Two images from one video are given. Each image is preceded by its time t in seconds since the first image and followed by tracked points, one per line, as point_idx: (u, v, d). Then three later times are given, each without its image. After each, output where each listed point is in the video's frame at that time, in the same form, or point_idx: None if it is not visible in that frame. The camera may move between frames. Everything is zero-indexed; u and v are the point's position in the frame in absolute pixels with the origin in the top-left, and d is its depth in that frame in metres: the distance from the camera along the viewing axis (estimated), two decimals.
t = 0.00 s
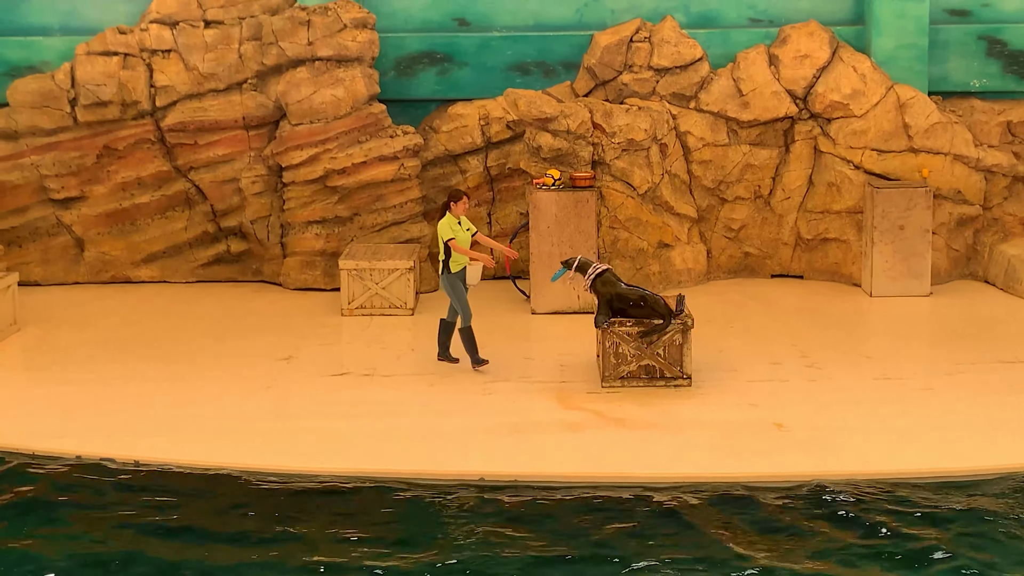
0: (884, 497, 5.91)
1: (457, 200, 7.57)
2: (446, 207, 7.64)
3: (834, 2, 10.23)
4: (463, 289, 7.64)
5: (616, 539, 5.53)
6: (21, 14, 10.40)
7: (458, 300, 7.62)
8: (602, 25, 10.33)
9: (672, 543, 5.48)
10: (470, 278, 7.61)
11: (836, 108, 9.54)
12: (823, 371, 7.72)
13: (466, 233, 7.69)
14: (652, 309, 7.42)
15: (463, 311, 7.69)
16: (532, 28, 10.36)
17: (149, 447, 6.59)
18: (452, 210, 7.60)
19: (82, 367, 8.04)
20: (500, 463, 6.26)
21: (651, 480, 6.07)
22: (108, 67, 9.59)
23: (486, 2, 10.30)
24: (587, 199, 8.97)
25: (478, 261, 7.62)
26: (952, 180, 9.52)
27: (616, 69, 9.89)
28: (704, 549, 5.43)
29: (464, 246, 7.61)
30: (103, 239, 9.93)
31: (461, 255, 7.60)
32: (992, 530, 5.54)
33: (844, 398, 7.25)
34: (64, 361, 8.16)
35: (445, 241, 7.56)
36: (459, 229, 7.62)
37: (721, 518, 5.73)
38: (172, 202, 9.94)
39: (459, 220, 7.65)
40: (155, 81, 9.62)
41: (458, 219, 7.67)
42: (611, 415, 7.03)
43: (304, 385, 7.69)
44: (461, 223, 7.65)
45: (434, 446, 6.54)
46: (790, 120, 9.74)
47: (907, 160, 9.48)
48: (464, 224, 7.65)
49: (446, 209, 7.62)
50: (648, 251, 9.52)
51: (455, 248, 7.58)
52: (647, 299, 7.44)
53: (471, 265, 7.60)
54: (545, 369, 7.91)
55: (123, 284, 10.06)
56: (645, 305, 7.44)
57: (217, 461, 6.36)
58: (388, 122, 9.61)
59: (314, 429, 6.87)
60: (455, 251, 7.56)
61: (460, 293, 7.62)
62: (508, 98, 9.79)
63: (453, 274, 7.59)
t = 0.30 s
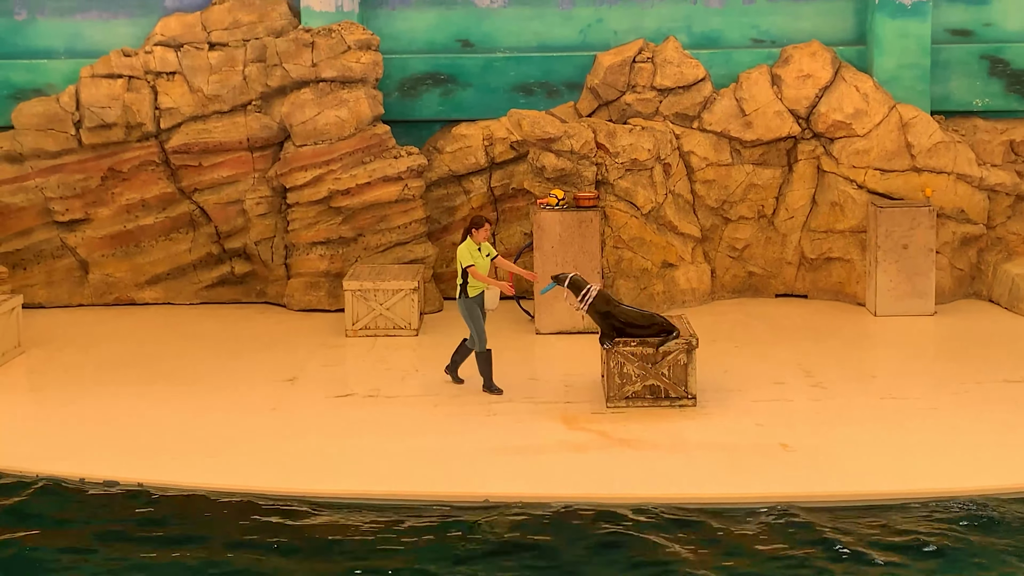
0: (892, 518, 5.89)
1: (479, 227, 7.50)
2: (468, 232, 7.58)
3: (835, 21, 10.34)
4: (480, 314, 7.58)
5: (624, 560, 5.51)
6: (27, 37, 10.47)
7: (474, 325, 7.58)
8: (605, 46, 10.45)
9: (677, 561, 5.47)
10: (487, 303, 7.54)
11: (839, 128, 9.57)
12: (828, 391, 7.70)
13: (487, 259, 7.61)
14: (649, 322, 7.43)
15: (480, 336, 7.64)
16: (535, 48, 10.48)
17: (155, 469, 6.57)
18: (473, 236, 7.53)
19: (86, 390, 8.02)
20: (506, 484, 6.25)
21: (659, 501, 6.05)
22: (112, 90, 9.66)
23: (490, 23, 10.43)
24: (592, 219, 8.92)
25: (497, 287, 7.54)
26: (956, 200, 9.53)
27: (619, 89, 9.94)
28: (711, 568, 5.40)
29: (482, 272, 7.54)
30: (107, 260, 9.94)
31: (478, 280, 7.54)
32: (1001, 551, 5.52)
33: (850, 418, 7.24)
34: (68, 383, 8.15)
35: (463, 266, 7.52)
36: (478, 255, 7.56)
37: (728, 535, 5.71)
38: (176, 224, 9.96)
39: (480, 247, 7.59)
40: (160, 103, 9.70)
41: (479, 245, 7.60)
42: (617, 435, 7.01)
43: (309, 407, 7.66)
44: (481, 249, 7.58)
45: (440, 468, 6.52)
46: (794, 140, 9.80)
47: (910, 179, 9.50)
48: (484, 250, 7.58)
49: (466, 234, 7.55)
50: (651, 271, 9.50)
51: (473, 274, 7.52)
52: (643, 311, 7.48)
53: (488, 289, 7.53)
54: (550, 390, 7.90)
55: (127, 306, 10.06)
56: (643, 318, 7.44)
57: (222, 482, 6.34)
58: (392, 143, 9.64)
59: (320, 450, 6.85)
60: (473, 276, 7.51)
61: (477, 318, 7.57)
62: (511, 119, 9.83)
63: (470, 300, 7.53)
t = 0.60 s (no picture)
0: (889, 536, 5.85)
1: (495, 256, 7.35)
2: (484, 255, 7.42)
3: (831, 39, 10.36)
4: (476, 332, 7.53)
5: None
6: (22, 55, 10.46)
7: (471, 343, 7.53)
8: (600, 64, 10.45)
9: None
10: (485, 322, 7.48)
11: (835, 145, 9.58)
12: (825, 409, 7.66)
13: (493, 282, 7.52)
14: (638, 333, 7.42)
15: (479, 355, 7.60)
16: (531, 66, 10.48)
17: (148, 488, 6.52)
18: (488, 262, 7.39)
19: (80, 409, 7.96)
20: (501, 503, 6.21)
21: (655, 520, 6.01)
22: (107, 108, 9.62)
23: (486, 41, 10.43)
24: (587, 237, 8.90)
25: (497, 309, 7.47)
26: (952, 217, 9.53)
27: (615, 107, 9.95)
28: None
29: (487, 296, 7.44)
30: (101, 278, 9.91)
31: (478, 300, 7.46)
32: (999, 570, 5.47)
33: (848, 436, 7.20)
34: (62, 402, 8.11)
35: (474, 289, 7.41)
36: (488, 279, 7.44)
37: (725, 554, 5.66)
38: (170, 241, 9.93)
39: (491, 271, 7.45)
40: (154, 120, 9.66)
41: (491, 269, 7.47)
42: (613, 454, 6.97)
43: (303, 426, 7.60)
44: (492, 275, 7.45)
45: (435, 487, 6.47)
46: (790, 158, 9.80)
47: (906, 197, 9.49)
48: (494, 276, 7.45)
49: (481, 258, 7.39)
50: (648, 289, 9.49)
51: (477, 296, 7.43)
52: (629, 323, 7.48)
53: (487, 310, 7.46)
54: (546, 408, 7.86)
55: (121, 324, 10.02)
56: (631, 331, 7.43)
57: (215, 502, 6.29)
58: (388, 160, 9.63)
59: (314, 470, 6.80)
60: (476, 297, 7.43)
61: (475, 336, 7.53)
62: (507, 136, 9.79)
63: (468, 319, 7.47)
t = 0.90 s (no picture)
0: (885, 553, 5.83)
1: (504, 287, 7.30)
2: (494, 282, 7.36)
3: (829, 57, 10.39)
4: (475, 349, 7.50)
5: None
6: (21, 68, 10.48)
7: (470, 360, 7.52)
8: (598, 80, 10.47)
9: None
10: (484, 342, 7.45)
11: (832, 162, 9.58)
12: (822, 427, 7.66)
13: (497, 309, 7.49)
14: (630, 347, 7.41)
15: (478, 372, 7.59)
16: (529, 82, 10.51)
17: (143, 503, 6.50)
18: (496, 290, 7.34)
19: (76, 423, 7.95)
20: (497, 519, 6.19)
21: (650, 537, 5.99)
22: (106, 122, 9.64)
23: (485, 57, 10.46)
24: (585, 252, 8.91)
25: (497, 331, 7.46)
26: (949, 235, 9.53)
27: (613, 123, 9.96)
28: None
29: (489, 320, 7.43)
30: (98, 292, 9.91)
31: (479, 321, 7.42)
32: None
33: (844, 454, 7.19)
34: (57, 415, 8.10)
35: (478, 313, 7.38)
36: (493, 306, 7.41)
37: (719, 570, 5.65)
38: (168, 255, 9.93)
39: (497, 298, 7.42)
40: (153, 134, 9.68)
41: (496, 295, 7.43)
42: (609, 470, 6.96)
43: (299, 441, 7.59)
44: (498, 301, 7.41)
45: (431, 503, 6.46)
46: (787, 175, 9.82)
47: (904, 215, 9.50)
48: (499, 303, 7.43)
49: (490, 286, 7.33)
50: (646, 305, 9.51)
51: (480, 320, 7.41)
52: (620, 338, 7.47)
53: (486, 330, 7.44)
54: (543, 424, 7.86)
55: (118, 338, 10.01)
56: (623, 346, 7.42)
57: (210, 517, 6.27)
58: (386, 175, 9.64)
59: (310, 485, 6.79)
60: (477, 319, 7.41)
61: (473, 354, 7.51)
62: (505, 151, 9.78)
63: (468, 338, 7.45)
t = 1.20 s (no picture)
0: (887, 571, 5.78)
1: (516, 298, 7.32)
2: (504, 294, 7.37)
3: (836, 71, 10.37)
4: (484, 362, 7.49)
5: None
6: (27, 76, 10.50)
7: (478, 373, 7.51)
8: (604, 92, 10.46)
9: None
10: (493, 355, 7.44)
11: (839, 176, 9.55)
12: (826, 442, 7.61)
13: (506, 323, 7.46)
14: (633, 358, 7.44)
15: (485, 385, 7.58)
16: (535, 93, 10.49)
17: (142, 512, 6.48)
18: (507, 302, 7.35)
19: (78, 431, 7.94)
20: (497, 532, 6.16)
21: (651, 552, 5.95)
22: (112, 130, 9.65)
23: (491, 68, 10.46)
24: (589, 265, 8.88)
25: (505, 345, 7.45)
26: (956, 250, 9.49)
27: (619, 135, 9.96)
28: None
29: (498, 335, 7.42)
30: (103, 300, 9.91)
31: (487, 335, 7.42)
32: None
33: (848, 470, 7.14)
34: (59, 423, 8.09)
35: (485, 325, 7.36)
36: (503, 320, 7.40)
37: None
38: (173, 264, 9.94)
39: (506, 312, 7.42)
40: (159, 143, 9.69)
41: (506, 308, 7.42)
42: (611, 484, 6.92)
43: (300, 452, 7.56)
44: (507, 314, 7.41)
45: (431, 515, 6.43)
46: (793, 188, 9.79)
47: (910, 230, 9.46)
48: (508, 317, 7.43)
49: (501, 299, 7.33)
50: (650, 318, 9.47)
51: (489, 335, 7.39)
52: (623, 351, 7.51)
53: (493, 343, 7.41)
54: (545, 437, 7.82)
55: (122, 346, 10.01)
56: (626, 357, 7.44)
57: (209, 526, 6.25)
58: (391, 186, 9.64)
59: (309, 496, 6.76)
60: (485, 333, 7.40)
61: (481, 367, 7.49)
62: (510, 162, 9.82)
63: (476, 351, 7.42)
